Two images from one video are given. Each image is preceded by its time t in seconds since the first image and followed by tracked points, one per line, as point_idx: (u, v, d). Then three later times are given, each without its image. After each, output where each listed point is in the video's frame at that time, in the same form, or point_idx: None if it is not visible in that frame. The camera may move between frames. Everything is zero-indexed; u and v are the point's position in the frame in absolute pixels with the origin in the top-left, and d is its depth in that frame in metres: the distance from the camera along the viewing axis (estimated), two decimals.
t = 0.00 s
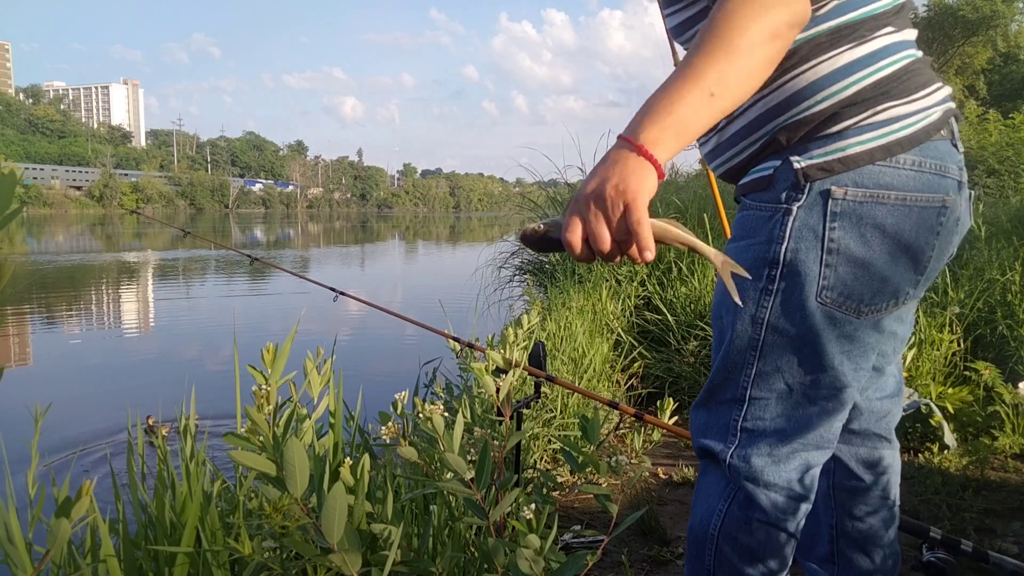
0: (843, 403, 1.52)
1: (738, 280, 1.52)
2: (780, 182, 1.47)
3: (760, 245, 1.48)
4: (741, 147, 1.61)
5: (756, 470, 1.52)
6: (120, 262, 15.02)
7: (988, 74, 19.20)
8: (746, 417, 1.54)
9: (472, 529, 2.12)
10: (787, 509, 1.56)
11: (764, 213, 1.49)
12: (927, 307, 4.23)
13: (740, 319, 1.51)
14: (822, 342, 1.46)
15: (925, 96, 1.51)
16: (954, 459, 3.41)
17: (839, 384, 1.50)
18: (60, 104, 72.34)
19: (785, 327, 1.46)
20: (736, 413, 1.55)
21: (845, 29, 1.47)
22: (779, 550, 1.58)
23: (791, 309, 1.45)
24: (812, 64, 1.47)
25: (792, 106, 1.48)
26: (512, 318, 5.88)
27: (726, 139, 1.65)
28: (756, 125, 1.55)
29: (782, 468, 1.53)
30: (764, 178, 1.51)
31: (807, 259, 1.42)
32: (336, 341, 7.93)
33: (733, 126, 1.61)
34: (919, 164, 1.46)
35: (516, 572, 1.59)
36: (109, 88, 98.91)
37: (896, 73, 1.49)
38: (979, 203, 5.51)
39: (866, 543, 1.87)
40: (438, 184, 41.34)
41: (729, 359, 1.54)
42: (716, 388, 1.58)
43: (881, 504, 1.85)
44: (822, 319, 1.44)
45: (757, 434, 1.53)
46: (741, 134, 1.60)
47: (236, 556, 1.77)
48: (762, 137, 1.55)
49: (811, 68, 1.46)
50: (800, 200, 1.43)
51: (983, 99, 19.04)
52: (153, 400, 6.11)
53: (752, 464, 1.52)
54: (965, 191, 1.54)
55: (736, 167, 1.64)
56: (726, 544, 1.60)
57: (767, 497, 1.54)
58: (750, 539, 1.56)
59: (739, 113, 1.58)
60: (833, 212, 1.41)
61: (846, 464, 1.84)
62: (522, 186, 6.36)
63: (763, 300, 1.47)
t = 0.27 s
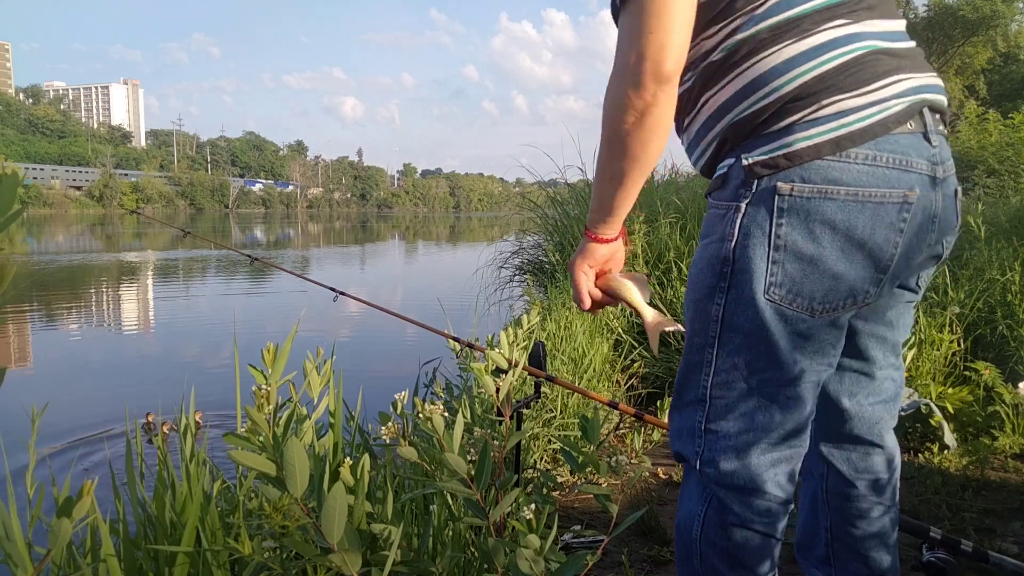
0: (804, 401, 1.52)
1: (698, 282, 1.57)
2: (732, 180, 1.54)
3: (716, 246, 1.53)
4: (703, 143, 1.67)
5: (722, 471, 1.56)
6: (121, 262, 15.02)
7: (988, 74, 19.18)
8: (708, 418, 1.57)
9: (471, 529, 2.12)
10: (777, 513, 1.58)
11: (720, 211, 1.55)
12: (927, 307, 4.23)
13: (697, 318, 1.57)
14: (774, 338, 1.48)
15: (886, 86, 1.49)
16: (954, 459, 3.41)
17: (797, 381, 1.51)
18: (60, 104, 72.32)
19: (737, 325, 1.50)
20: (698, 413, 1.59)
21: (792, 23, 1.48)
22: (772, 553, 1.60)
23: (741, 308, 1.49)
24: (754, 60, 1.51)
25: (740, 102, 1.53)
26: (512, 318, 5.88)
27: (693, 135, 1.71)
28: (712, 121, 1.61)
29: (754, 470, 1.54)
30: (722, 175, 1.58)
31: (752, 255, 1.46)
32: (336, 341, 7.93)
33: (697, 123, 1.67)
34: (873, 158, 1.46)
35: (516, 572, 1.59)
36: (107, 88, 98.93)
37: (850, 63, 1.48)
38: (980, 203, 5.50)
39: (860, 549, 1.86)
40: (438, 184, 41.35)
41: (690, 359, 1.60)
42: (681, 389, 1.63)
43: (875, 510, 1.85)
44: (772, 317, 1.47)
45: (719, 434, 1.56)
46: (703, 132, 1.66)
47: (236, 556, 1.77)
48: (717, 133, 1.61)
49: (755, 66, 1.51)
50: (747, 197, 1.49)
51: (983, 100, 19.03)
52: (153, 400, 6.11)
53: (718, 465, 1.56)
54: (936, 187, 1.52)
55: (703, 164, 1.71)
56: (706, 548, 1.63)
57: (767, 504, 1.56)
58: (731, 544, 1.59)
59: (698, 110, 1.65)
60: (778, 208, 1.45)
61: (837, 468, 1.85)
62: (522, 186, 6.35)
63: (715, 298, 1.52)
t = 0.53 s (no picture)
0: (763, 398, 1.53)
1: (665, 285, 1.62)
2: (688, 179, 1.64)
3: (680, 246, 1.58)
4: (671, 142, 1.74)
5: (700, 468, 1.57)
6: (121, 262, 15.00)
7: (989, 74, 19.15)
8: (683, 418, 1.57)
9: (471, 528, 2.12)
10: (760, 515, 1.59)
11: (686, 215, 1.61)
12: (927, 307, 4.23)
13: (661, 317, 1.62)
14: (727, 335, 1.49)
15: (832, 78, 1.50)
16: (954, 458, 3.41)
17: (755, 378, 1.51)
18: (60, 103, 72.28)
19: (694, 322, 1.53)
20: (670, 413, 1.61)
21: (731, 21, 1.53)
22: (762, 552, 1.63)
23: (695, 305, 1.53)
24: (700, 61, 1.57)
25: (690, 102, 1.60)
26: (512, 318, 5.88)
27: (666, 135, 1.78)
28: (671, 120, 1.68)
29: (734, 468, 1.56)
30: (686, 175, 1.66)
31: (704, 254, 1.51)
32: (336, 340, 7.93)
33: (666, 124, 1.74)
34: (816, 155, 1.48)
35: (515, 572, 1.59)
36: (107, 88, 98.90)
37: (792, 57, 1.51)
38: (980, 204, 5.50)
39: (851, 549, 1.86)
40: (438, 184, 41.33)
41: (661, 360, 1.63)
42: (653, 391, 1.66)
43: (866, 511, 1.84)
44: (723, 314, 1.49)
45: (692, 433, 1.57)
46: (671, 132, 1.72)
47: (236, 556, 1.77)
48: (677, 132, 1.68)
49: (701, 66, 1.57)
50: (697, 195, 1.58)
51: (984, 100, 19.02)
52: (153, 400, 6.10)
53: (696, 466, 1.57)
54: (891, 185, 1.51)
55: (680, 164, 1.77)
56: (693, 547, 1.63)
57: (762, 507, 1.58)
58: (717, 544, 1.59)
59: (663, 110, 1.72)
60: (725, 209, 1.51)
61: (826, 472, 1.86)
62: (522, 186, 6.35)
63: (677, 297, 1.57)
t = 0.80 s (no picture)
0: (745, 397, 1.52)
1: (651, 287, 1.64)
2: (666, 180, 1.66)
3: (663, 249, 1.61)
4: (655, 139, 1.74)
5: (693, 469, 1.58)
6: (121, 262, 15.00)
7: (989, 74, 19.13)
8: (673, 417, 1.59)
9: (471, 528, 2.12)
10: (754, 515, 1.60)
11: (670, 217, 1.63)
12: (927, 307, 4.23)
13: (648, 319, 1.64)
14: (708, 335, 1.50)
15: (802, 77, 1.49)
16: (954, 458, 3.42)
17: (736, 377, 1.51)
18: (60, 103, 72.27)
19: (676, 323, 1.55)
20: (660, 415, 1.62)
21: (702, 19, 1.53)
22: (761, 552, 1.65)
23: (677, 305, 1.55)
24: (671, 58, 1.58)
25: (665, 98, 1.61)
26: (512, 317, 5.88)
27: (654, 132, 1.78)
28: (653, 117, 1.69)
29: (728, 469, 1.56)
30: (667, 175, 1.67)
31: (682, 256, 1.54)
32: (336, 341, 7.92)
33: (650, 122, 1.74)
34: (782, 154, 1.47)
35: (515, 572, 1.59)
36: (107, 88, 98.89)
37: (762, 54, 1.50)
38: (980, 203, 5.50)
39: (847, 547, 1.86)
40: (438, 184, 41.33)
41: (649, 362, 1.64)
42: (643, 393, 1.67)
43: (861, 509, 1.84)
44: (702, 314, 1.51)
45: (682, 434, 1.58)
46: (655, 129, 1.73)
47: (237, 556, 1.77)
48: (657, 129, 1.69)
49: (672, 63, 1.57)
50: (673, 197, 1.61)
51: (984, 100, 19.00)
52: (153, 400, 6.10)
53: (687, 467, 1.58)
54: (863, 184, 1.50)
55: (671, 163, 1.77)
56: (689, 548, 1.64)
57: (762, 508, 1.60)
58: (714, 545, 1.61)
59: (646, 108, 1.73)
60: (700, 211, 1.52)
61: (820, 472, 1.87)
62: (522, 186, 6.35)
63: (660, 299, 1.59)
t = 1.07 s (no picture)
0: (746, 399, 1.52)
1: (651, 286, 1.64)
2: (671, 180, 1.66)
3: (664, 248, 1.60)
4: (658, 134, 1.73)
5: (690, 468, 1.58)
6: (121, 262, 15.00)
7: (988, 74, 19.09)
8: (672, 417, 1.59)
9: (470, 528, 2.12)
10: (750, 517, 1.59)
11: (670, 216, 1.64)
12: (927, 307, 4.23)
13: (649, 319, 1.64)
14: (708, 335, 1.50)
15: (811, 77, 1.49)
16: (954, 458, 3.42)
17: (738, 378, 1.51)
18: (60, 103, 72.27)
19: (677, 322, 1.55)
20: (659, 414, 1.63)
21: (710, 15, 1.52)
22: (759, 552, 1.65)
23: (677, 304, 1.55)
24: (678, 55, 1.57)
25: (672, 96, 1.60)
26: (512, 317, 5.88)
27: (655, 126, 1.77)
28: (656, 113, 1.68)
29: (725, 469, 1.56)
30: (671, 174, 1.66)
31: (683, 256, 1.54)
32: (335, 340, 7.92)
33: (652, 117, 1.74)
34: (789, 155, 1.48)
35: (515, 572, 1.59)
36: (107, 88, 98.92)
37: (772, 53, 1.49)
38: (980, 203, 5.50)
39: (849, 550, 1.86)
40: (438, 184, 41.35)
41: (650, 361, 1.64)
42: (643, 392, 1.67)
43: (863, 510, 1.84)
44: (704, 314, 1.51)
45: (681, 433, 1.58)
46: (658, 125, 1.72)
47: (236, 556, 1.77)
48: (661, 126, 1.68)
49: (679, 61, 1.56)
50: (677, 196, 1.60)
51: (983, 100, 19.00)
52: (153, 400, 6.10)
53: (686, 467, 1.58)
54: (871, 185, 1.50)
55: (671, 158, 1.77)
56: (685, 547, 1.65)
57: (760, 509, 1.60)
58: (709, 545, 1.61)
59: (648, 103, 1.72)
60: (703, 210, 1.52)
61: (821, 473, 1.86)
62: (522, 186, 6.34)
63: (662, 297, 1.59)
